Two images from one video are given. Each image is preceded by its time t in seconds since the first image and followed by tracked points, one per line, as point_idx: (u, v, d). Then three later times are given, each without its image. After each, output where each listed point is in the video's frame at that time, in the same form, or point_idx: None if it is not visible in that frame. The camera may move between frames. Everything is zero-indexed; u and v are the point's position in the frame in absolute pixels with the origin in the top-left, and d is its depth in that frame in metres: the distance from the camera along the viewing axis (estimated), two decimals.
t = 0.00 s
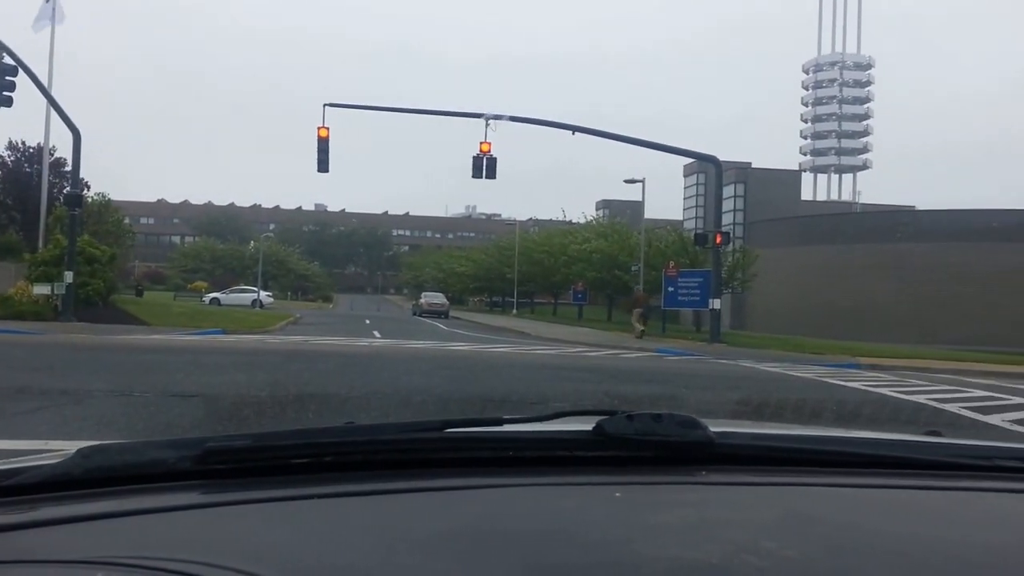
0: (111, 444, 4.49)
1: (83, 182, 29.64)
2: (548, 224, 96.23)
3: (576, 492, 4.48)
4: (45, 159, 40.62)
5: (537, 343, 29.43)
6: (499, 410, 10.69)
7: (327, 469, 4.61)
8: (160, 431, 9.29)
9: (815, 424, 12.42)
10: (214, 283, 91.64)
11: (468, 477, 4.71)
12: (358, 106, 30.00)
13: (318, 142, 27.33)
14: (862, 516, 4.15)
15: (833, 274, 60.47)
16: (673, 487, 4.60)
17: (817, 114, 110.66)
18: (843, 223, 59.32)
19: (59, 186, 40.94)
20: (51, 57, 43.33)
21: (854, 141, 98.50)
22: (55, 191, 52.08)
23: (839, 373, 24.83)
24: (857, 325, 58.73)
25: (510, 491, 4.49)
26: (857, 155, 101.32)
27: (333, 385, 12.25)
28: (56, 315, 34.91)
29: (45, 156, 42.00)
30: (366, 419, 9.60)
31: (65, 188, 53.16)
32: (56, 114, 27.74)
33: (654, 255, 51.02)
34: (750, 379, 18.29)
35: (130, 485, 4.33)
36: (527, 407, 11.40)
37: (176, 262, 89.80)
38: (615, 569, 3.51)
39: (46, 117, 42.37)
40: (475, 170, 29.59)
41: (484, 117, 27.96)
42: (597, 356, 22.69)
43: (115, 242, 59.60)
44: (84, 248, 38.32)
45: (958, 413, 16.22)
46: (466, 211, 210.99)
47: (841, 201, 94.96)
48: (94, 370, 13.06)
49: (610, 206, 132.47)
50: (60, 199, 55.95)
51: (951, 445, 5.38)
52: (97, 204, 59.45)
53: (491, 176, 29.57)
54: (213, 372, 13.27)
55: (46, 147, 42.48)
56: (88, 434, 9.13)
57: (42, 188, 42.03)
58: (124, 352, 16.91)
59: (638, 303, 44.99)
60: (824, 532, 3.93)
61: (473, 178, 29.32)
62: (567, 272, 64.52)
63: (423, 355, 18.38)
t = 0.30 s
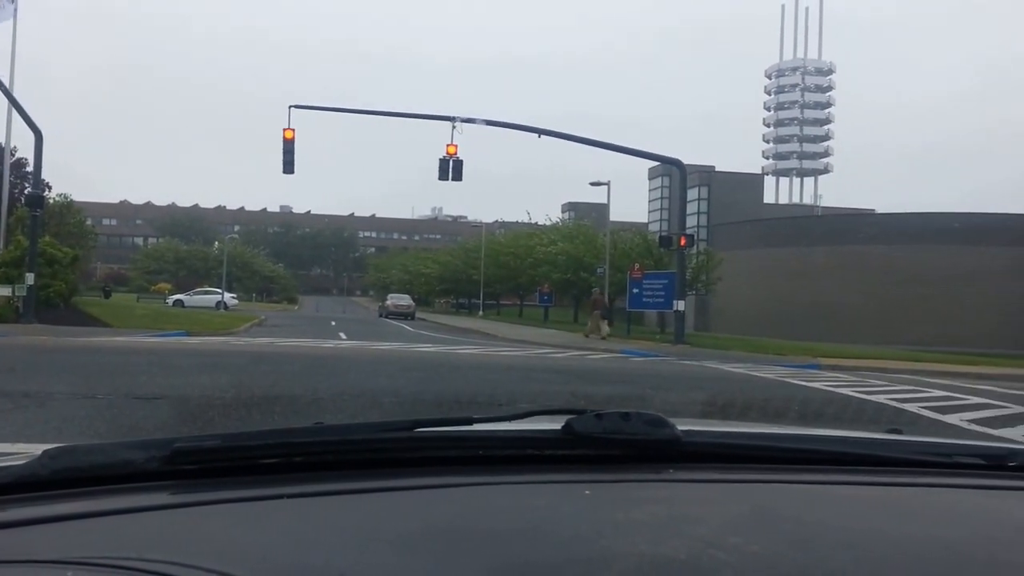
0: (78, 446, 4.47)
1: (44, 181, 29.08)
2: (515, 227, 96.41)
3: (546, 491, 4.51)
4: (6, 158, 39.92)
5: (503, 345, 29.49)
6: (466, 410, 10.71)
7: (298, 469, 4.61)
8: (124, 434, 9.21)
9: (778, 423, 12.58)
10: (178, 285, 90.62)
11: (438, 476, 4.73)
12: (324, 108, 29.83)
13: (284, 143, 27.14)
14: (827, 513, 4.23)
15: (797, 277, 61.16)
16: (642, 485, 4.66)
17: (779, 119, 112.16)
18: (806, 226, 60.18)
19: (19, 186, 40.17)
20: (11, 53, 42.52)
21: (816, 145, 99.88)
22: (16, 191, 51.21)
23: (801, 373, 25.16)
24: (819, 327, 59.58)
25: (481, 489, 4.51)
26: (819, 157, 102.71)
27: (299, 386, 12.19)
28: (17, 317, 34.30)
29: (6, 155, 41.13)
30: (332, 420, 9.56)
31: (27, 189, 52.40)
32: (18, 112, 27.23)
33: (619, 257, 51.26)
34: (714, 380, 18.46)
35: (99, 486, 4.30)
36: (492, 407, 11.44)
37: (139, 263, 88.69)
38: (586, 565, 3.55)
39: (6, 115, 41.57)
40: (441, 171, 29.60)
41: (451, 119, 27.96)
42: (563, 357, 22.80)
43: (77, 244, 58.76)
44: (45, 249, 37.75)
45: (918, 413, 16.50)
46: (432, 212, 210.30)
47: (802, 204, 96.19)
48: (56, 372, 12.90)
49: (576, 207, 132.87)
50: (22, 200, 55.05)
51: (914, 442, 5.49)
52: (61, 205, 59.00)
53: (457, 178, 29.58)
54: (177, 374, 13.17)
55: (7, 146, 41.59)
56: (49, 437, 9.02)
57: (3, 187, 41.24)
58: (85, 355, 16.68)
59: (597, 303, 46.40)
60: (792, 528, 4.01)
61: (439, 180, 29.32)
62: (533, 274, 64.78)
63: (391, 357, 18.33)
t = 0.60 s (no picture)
0: (52, 446, 4.43)
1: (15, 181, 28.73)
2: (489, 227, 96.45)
3: (523, 492, 4.53)
4: None
5: (477, 347, 29.50)
6: (440, 412, 10.69)
7: (273, 472, 4.58)
8: (96, 435, 9.13)
9: (751, 424, 12.70)
10: (150, 286, 89.72)
11: (417, 479, 4.73)
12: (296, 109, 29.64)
13: (256, 144, 26.93)
14: (800, 514, 4.28)
15: (769, 277, 61.70)
16: (619, 487, 4.70)
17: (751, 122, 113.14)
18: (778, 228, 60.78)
19: None
20: None
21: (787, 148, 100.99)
22: None
23: (773, 375, 25.43)
24: (790, 329, 60.15)
25: (458, 492, 4.51)
26: (790, 160, 103.84)
27: (273, 388, 12.13)
28: None
29: None
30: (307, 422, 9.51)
31: None
32: None
33: (592, 258, 51.47)
34: (689, 381, 18.60)
35: (71, 490, 4.26)
36: (467, 409, 11.46)
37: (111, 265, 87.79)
38: (564, 568, 3.56)
39: None
40: (415, 172, 29.58)
41: (424, 121, 27.89)
42: (537, 359, 22.85)
43: (50, 246, 58.08)
44: (18, 251, 37.33)
45: (888, 415, 16.73)
46: (405, 213, 209.82)
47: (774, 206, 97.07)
48: (28, 373, 12.79)
49: (549, 209, 133.15)
50: None
51: (887, 444, 5.58)
52: (34, 207, 58.44)
53: (431, 179, 29.51)
54: (150, 375, 13.09)
55: None
56: (21, 439, 8.96)
57: None
58: (57, 355, 16.52)
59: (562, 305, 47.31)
60: (766, 529, 4.05)
61: (412, 181, 29.28)
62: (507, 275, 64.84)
63: (364, 358, 18.28)
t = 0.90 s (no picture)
0: (35, 446, 4.41)
1: None
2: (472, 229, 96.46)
3: (508, 492, 4.55)
4: None
5: (460, 349, 29.51)
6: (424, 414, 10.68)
7: (256, 472, 4.56)
8: (79, 436, 9.08)
9: (734, 426, 12.75)
10: (131, 288, 89.21)
11: (400, 478, 4.73)
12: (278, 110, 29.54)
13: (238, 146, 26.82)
14: (787, 515, 4.31)
15: (751, 279, 62.04)
16: (604, 485, 4.73)
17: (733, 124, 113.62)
18: (759, 229, 61.24)
19: None
20: None
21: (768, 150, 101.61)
22: None
23: (756, 377, 25.54)
24: (770, 329, 60.53)
25: (442, 492, 4.52)
26: (771, 162, 104.59)
27: (256, 390, 12.07)
28: None
29: None
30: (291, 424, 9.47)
31: None
32: None
33: (575, 260, 51.58)
34: (674, 384, 18.63)
35: (52, 488, 4.24)
36: (452, 411, 11.45)
37: (93, 266, 87.21)
38: (550, 568, 3.57)
39: None
40: (398, 174, 29.52)
41: (407, 123, 27.83)
42: (522, 361, 22.87)
43: (32, 248, 57.69)
44: None
45: (871, 416, 16.85)
46: (387, 215, 209.44)
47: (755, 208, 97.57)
48: (9, 375, 12.72)
49: (532, 210, 133.24)
50: None
51: (869, 443, 5.64)
52: (17, 208, 58.21)
53: (413, 182, 29.46)
54: (133, 376, 13.05)
55: None
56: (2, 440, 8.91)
57: None
58: (38, 356, 16.41)
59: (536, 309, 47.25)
60: (749, 528, 4.09)
61: (396, 183, 29.24)
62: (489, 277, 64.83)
63: (348, 360, 18.23)
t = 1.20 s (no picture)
0: (30, 444, 4.40)
1: None
2: (463, 230, 96.56)
3: (503, 490, 4.55)
4: None
5: (452, 350, 29.57)
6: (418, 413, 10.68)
7: (251, 470, 4.55)
8: (70, 436, 9.06)
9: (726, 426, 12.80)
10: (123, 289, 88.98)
11: (395, 476, 4.72)
12: (269, 110, 29.48)
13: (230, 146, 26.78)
14: (782, 511, 4.33)
15: (742, 279, 62.26)
16: (600, 483, 4.74)
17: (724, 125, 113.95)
18: (751, 229, 61.50)
19: None
20: None
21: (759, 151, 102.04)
22: None
23: (748, 377, 25.60)
24: (761, 330, 60.78)
25: (439, 491, 4.51)
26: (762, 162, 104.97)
27: (248, 391, 12.03)
28: None
29: None
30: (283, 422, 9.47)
31: None
32: None
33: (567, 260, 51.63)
34: (667, 384, 18.65)
35: (47, 486, 4.23)
36: (445, 411, 11.45)
37: (85, 268, 86.93)
38: (545, 566, 3.58)
39: None
40: (388, 175, 29.52)
41: (398, 123, 27.84)
42: (515, 361, 22.92)
43: (23, 249, 57.51)
44: None
45: (863, 416, 16.93)
46: (378, 215, 209.37)
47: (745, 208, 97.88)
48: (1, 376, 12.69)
49: (523, 211, 133.38)
50: None
51: (864, 441, 5.66)
52: (8, 209, 58.07)
53: (404, 182, 29.46)
54: (125, 377, 13.03)
55: None
56: None
57: None
58: (29, 358, 16.37)
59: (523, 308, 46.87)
60: (745, 525, 4.10)
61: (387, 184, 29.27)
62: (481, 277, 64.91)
63: (341, 361, 18.23)
